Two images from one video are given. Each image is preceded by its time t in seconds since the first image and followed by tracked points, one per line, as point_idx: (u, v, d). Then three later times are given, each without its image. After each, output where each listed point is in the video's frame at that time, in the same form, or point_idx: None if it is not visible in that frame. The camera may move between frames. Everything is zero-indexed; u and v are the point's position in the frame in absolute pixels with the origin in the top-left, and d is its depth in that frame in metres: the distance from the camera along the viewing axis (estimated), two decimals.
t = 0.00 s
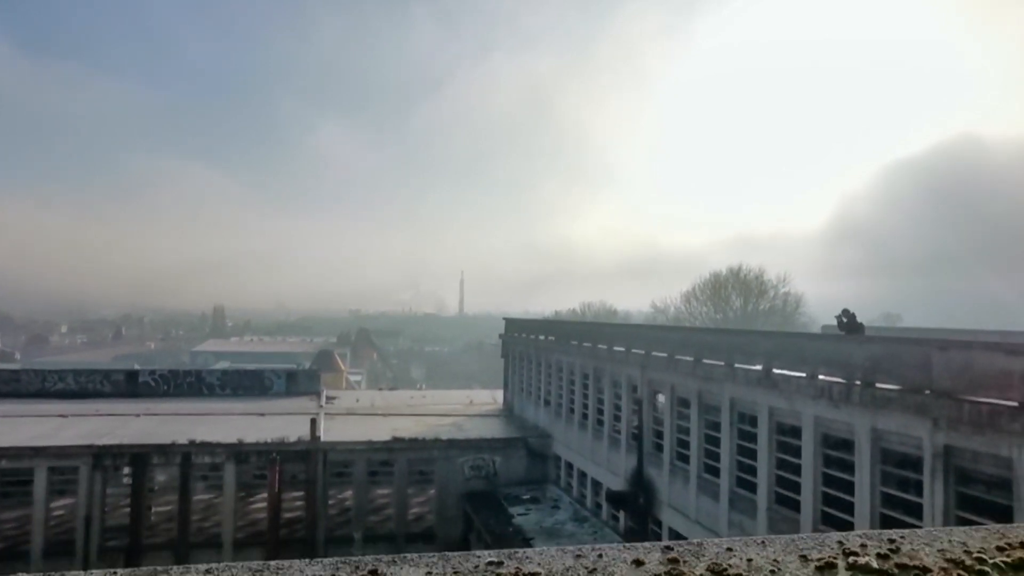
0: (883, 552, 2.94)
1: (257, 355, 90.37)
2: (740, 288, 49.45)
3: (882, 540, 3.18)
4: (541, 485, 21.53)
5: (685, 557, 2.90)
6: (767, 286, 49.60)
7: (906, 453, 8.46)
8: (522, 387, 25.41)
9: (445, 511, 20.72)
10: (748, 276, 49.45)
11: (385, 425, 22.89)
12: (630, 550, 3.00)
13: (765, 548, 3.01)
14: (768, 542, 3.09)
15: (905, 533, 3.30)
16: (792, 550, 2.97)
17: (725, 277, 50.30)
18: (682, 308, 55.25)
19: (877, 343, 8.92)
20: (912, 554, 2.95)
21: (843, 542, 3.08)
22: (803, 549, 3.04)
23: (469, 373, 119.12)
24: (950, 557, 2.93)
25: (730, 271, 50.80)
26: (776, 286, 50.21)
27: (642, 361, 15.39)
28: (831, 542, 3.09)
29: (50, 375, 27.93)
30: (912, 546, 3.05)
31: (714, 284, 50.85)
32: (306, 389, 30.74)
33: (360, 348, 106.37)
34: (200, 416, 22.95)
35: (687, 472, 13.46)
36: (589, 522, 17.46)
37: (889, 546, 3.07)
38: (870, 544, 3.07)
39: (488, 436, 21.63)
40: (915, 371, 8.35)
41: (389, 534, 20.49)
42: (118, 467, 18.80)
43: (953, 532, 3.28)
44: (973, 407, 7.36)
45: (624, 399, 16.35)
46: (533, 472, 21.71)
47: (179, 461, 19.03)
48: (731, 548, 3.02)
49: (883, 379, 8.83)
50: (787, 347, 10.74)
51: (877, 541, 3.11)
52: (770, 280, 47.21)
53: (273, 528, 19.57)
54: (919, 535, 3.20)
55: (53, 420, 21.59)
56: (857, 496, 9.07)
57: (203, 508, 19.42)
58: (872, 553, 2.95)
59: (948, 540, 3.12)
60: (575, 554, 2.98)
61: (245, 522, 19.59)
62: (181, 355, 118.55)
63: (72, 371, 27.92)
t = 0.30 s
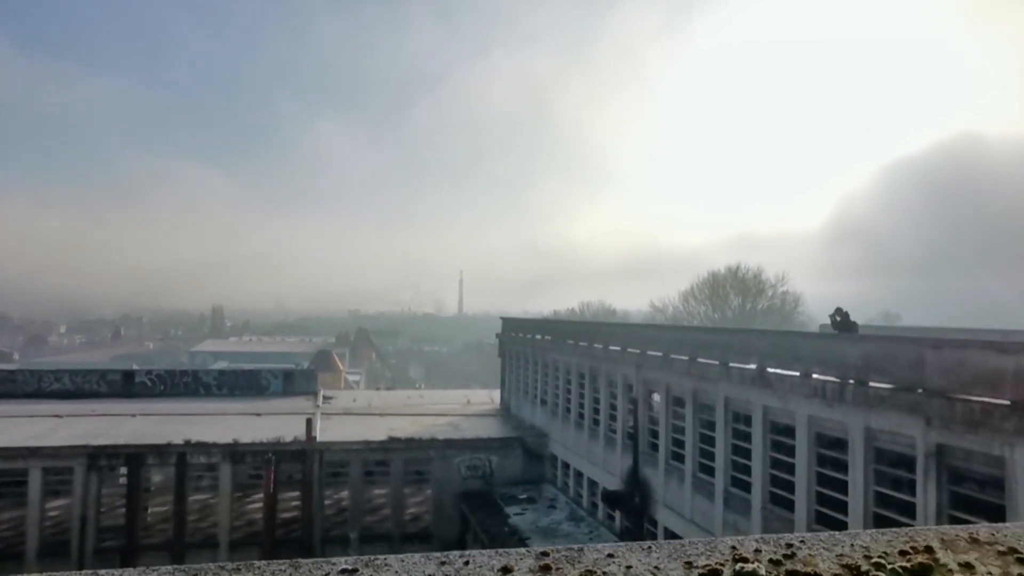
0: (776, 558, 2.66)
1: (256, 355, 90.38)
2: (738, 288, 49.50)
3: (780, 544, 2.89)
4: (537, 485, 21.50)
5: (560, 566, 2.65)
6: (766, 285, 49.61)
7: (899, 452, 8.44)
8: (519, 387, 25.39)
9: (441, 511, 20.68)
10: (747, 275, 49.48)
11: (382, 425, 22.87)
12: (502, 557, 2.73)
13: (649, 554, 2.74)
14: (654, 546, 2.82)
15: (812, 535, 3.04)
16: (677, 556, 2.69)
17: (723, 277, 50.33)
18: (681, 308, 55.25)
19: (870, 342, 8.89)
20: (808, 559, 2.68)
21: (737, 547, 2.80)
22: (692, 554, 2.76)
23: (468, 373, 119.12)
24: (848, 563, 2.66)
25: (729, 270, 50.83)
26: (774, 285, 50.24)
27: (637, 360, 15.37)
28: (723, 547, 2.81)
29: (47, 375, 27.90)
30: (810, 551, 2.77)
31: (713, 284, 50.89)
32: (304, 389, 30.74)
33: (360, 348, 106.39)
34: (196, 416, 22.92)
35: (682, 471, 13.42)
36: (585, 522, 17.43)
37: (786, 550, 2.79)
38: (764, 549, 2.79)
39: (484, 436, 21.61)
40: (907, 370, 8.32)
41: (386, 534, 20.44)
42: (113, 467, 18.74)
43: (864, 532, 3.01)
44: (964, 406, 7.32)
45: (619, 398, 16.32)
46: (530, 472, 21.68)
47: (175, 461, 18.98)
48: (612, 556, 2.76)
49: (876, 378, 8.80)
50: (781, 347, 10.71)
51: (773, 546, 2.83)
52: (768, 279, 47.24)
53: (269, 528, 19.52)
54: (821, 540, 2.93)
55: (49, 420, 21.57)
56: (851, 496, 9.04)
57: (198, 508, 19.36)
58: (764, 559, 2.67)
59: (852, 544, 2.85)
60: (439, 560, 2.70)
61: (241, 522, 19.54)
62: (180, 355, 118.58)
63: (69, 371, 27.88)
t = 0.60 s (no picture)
0: (657, 567, 2.72)
1: (256, 354, 90.26)
2: (737, 286, 49.44)
3: (670, 550, 2.96)
4: (535, 484, 21.45)
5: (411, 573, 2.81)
6: (765, 283, 49.53)
7: (895, 450, 8.37)
8: (517, 386, 25.32)
9: (439, 510, 20.63)
10: (746, 273, 49.41)
11: (380, 424, 22.81)
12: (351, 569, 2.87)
13: (515, 564, 2.85)
14: (524, 557, 2.94)
15: (708, 541, 3.06)
16: (546, 568, 2.80)
17: (722, 275, 50.27)
18: (680, 306, 55.17)
19: (866, 339, 8.83)
20: (694, 567, 2.71)
21: (620, 556, 2.89)
22: (567, 565, 2.87)
23: (468, 372, 119.10)
24: (735, 570, 2.68)
25: (728, 268, 50.76)
26: (774, 283, 50.18)
27: (634, 359, 15.31)
28: (605, 557, 2.90)
29: (44, 375, 27.84)
30: (698, 558, 2.81)
31: (712, 281, 50.82)
32: (302, 388, 30.70)
33: (359, 347, 106.33)
34: (193, 416, 22.87)
35: (679, 470, 13.36)
36: (582, 521, 17.37)
37: (672, 558, 2.85)
38: (649, 557, 2.86)
39: (481, 436, 21.56)
40: (903, 367, 8.25)
41: (383, 534, 20.35)
42: (109, 468, 18.70)
43: (767, 538, 3.04)
44: (959, 404, 7.26)
45: (616, 397, 16.26)
46: (527, 471, 21.63)
47: (171, 461, 18.94)
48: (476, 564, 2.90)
49: (872, 376, 8.74)
50: (776, 344, 10.65)
51: (661, 553, 2.90)
52: (767, 277, 47.18)
53: (266, 528, 19.47)
54: (720, 545, 2.96)
55: (46, 421, 21.51)
56: (846, 494, 8.98)
57: (195, 508, 19.29)
58: (645, 569, 2.72)
59: (747, 551, 2.87)
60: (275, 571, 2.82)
61: (238, 522, 19.46)
62: (180, 355, 118.52)
63: (66, 372, 27.83)
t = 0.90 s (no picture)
0: None
1: (259, 353, 90.43)
2: (738, 284, 49.41)
3: None
4: (534, 483, 21.43)
5: None
6: (766, 281, 49.46)
7: (890, 450, 8.33)
8: (516, 385, 25.30)
9: (438, 509, 20.61)
10: (747, 271, 49.35)
11: (379, 424, 22.79)
12: None
13: None
14: None
15: None
16: None
17: (723, 273, 50.21)
18: (681, 304, 55.12)
19: (861, 338, 8.78)
20: None
21: None
22: None
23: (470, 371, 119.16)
24: None
25: (729, 266, 50.72)
26: (775, 281, 50.12)
27: (631, 358, 15.29)
28: None
29: (44, 375, 27.87)
30: None
31: (713, 280, 50.76)
32: (302, 387, 30.72)
33: (362, 346, 106.39)
34: (192, 415, 22.88)
35: (676, 469, 13.33)
36: (581, 520, 17.34)
37: None
38: None
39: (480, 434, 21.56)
40: (897, 366, 8.21)
41: (382, 533, 20.21)
42: (108, 468, 18.73)
43: None
44: (953, 403, 7.21)
45: (614, 396, 16.23)
46: (526, 470, 21.63)
47: (169, 460, 18.96)
48: None
49: (867, 375, 8.69)
50: (772, 343, 10.61)
51: None
52: (768, 275, 47.13)
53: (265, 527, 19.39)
54: None
55: (45, 421, 21.53)
56: (841, 494, 8.93)
57: (195, 508, 19.23)
58: None
59: None
60: None
61: (238, 522, 19.40)
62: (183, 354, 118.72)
63: (66, 371, 27.86)
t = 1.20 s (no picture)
0: None
1: (265, 352, 90.63)
2: (744, 281, 49.17)
3: None
4: (536, 481, 21.40)
5: None
6: (771, 278, 49.26)
7: (887, 448, 8.25)
8: (519, 382, 25.26)
9: (440, 508, 20.61)
10: (752, 268, 49.15)
11: (381, 422, 22.78)
12: None
13: None
14: None
15: None
16: None
17: (728, 269, 50.01)
18: (686, 301, 54.91)
19: (858, 335, 8.70)
20: None
21: None
22: None
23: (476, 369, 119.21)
24: None
25: (734, 263, 50.52)
26: (780, 277, 49.91)
27: (631, 355, 15.22)
28: None
29: (50, 374, 27.98)
30: None
31: (718, 276, 50.57)
32: (305, 385, 30.76)
33: (368, 344, 106.57)
34: (195, 414, 22.93)
35: (676, 467, 13.26)
36: (582, 518, 17.30)
37: None
38: None
39: (482, 432, 21.55)
40: (895, 363, 8.13)
41: (385, 532, 20.19)
42: (110, 467, 18.79)
43: None
44: (950, 401, 7.13)
45: (615, 394, 16.16)
46: (529, 468, 21.60)
47: (172, 459, 19.02)
48: None
49: (864, 372, 8.61)
50: (770, 341, 10.54)
51: None
52: (773, 272, 46.93)
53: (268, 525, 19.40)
54: None
55: (49, 420, 21.62)
56: (839, 493, 8.86)
57: (197, 507, 19.25)
58: None
59: None
60: None
61: (240, 520, 19.42)
62: (191, 352, 119.16)
63: (71, 371, 27.98)
